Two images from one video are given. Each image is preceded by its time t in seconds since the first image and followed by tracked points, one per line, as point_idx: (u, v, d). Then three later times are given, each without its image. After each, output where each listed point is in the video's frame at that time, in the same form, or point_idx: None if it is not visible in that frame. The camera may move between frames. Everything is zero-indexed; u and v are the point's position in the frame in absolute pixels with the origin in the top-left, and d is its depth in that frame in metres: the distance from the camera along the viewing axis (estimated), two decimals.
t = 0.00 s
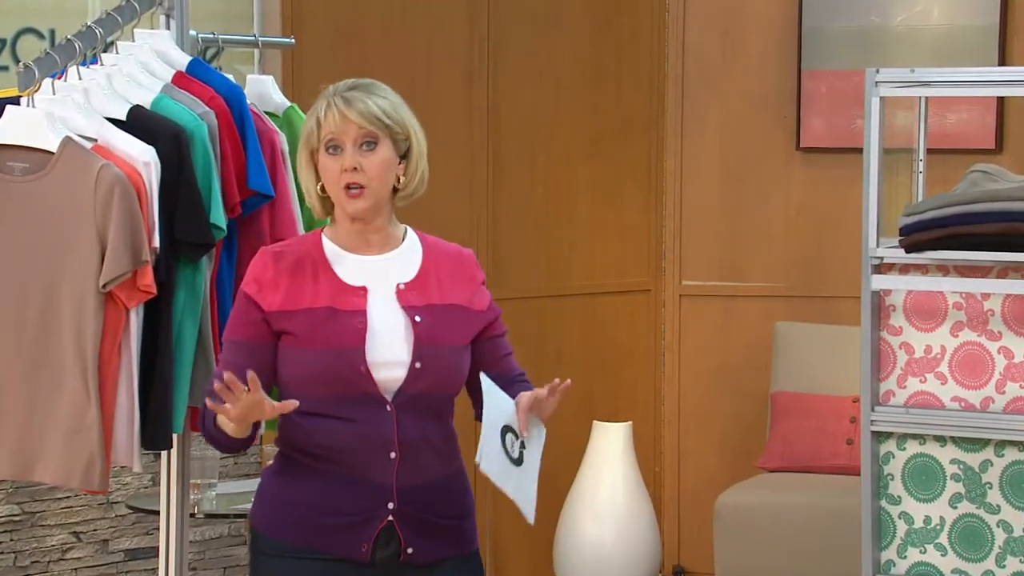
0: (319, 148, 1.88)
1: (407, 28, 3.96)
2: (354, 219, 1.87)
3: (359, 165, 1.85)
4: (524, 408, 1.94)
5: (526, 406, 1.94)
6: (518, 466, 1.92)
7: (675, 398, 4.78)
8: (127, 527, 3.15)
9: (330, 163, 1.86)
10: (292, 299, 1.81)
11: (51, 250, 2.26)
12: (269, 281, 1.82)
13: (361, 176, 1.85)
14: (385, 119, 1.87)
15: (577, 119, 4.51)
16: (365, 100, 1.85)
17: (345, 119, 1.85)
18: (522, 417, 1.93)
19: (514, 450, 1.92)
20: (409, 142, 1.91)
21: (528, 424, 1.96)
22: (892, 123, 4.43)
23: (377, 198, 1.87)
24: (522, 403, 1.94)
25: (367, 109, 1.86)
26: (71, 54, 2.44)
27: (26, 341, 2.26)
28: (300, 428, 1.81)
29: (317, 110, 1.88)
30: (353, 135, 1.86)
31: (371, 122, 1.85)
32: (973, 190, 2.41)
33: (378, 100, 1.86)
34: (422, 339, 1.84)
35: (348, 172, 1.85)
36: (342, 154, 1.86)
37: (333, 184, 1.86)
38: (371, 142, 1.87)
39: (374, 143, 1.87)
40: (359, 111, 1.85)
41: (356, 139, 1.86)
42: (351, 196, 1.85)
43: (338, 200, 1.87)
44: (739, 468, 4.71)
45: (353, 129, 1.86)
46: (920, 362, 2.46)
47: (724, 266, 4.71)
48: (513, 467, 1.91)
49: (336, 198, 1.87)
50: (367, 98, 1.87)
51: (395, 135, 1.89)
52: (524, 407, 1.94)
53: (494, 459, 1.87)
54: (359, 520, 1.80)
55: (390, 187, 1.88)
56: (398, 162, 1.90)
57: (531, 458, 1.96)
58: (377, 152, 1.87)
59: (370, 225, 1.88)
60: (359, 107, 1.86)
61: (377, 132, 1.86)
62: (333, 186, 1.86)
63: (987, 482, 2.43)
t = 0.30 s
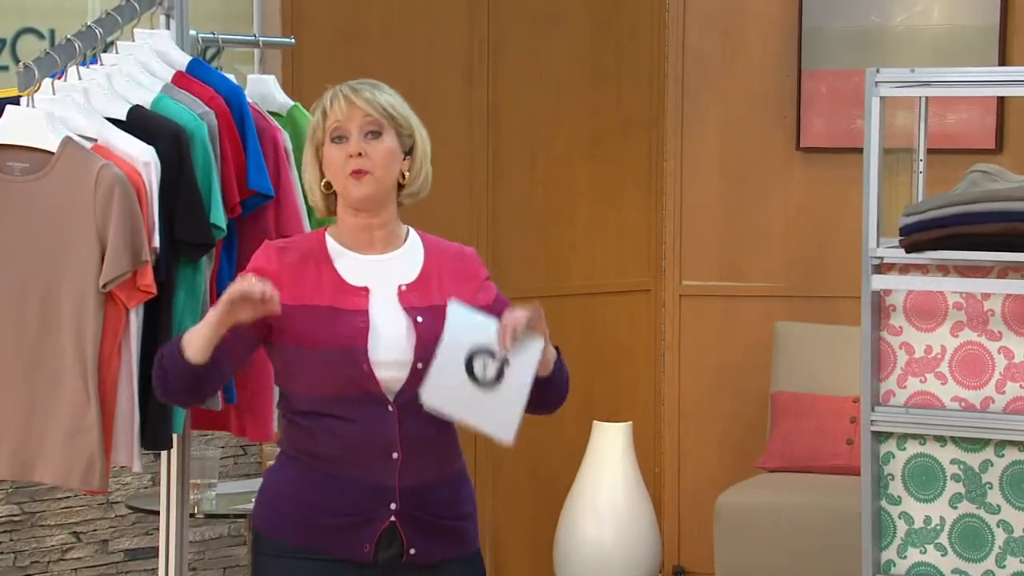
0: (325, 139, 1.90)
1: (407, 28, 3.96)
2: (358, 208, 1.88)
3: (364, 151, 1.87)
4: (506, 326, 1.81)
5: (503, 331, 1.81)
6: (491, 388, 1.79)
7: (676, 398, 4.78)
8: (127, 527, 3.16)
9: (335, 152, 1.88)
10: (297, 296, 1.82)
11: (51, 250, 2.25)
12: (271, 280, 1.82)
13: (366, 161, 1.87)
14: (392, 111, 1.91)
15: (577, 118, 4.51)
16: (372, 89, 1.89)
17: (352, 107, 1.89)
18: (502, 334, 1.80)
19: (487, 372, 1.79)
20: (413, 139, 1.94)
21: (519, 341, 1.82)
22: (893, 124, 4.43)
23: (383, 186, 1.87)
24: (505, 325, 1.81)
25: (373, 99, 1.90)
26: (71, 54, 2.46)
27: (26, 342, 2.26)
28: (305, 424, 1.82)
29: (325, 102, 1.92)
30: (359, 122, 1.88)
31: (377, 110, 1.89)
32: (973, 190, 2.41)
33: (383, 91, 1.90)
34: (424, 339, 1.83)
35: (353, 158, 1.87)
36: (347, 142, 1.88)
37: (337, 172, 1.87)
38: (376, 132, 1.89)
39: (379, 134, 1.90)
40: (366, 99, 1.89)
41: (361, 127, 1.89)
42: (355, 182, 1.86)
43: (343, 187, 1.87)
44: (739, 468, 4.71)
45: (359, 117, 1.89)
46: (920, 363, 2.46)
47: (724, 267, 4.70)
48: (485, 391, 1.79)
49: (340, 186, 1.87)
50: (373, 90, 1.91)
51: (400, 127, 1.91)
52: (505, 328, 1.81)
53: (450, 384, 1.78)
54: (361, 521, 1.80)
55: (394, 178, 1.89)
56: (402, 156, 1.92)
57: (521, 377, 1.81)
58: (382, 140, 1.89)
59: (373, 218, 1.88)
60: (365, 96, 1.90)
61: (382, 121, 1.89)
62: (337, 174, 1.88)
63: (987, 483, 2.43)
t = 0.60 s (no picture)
0: (336, 137, 1.90)
1: (407, 27, 3.96)
2: (357, 211, 1.87)
3: (370, 158, 1.86)
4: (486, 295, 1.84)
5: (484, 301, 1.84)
6: (460, 344, 1.81)
7: (676, 398, 4.78)
8: (127, 527, 3.16)
9: (342, 153, 1.88)
10: (297, 297, 1.81)
11: (51, 249, 2.25)
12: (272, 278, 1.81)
13: (368, 167, 1.86)
14: (407, 122, 1.89)
15: (577, 118, 4.51)
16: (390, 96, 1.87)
17: (367, 111, 1.87)
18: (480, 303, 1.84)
19: (456, 329, 1.82)
20: (426, 152, 1.92)
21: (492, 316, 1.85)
22: (893, 124, 4.43)
23: (381, 194, 1.86)
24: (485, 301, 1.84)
25: (390, 107, 1.88)
26: (70, 54, 2.46)
27: (25, 341, 2.26)
28: (305, 422, 1.82)
29: (345, 100, 1.91)
30: (370, 128, 1.87)
31: (391, 119, 1.87)
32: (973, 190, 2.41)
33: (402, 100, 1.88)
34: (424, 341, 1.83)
35: (356, 163, 1.86)
36: (356, 145, 1.87)
37: (340, 174, 1.87)
38: (387, 141, 1.88)
39: (390, 142, 1.88)
40: (382, 106, 1.87)
41: (372, 133, 1.87)
42: (353, 186, 1.85)
43: (342, 187, 1.87)
44: (739, 468, 4.71)
45: (372, 122, 1.87)
46: (920, 363, 2.46)
47: (724, 267, 4.70)
48: (451, 345, 1.80)
49: (341, 188, 1.87)
50: (394, 97, 1.89)
51: (412, 139, 1.90)
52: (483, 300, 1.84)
53: (421, 327, 1.79)
54: (360, 520, 1.80)
55: (396, 189, 1.88)
56: (410, 168, 1.91)
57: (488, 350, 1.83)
58: (390, 150, 1.87)
59: (373, 220, 1.87)
60: (383, 103, 1.88)
61: (394, 131, 1.88)
62: (340, 175, 1.87)
63: (987, 483, 2.43)
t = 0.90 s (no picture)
0: (347, 142, 1.88)
1: (407, 27, 3.96)
2: (364, 219, 1.86)
3: (379, 169, 1.84)
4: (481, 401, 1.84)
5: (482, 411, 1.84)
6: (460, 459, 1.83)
7: (675, 398, 4.78)
8: (127, 527, 3.16)
9: (352, 160, 1.86)
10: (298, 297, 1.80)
11: (51, 249, 2.25)
12: (274, 279, 1.81)
13: (377, 178, 1.84)
14: (418, 131, 1.87)
15: (577, 118, 4.51)
16: (401, 106, 1.85)
17: (378, 120, 1.85)
18: (480, 413, 1.83)
19: (457, 442, 1.82)
20: (435, 159, 1.91)
21: (490, 420, 1.86)
22: (893, 124, 4.43)
23: (389, 203, 1.85)
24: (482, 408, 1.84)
25: (401, 116, 1.85)
26: (70, 54, 2.45)
27: (25, 340, 2.26)
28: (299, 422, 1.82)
29: (357, 104, 1.88)
30: (381, 137, 1.85)
31: (402, 129, 1.85)
32: (973, 190, 2.41)
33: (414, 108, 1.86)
34: (423, 344, 1.84)
35: (365, 173, 1.84)
36: (366, 154, 1.86)
37: (349, 182, 1.85)
38: (397, 150, 1.86)
39: (400, 151, 1.86)
40: (394, 115, 1.85)
41: (383, 142, 1.85)
42: (361, 196, 1.85)
43: (350, 196, 1.86)
44: (739, 469, 4.71)
45: (383, 131, 1.85)
46: (920, 363, 2.46)
47: (724, 267, 4.70)
48: (450, 460, 1.82)
49: (349, 195, 1.86)
50: (406, 104, 1.87)
51: (422, 148, 1.88)
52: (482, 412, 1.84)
53: (426, 454, 1.79)
54: (357, 520, 1.79)
55: (404, 198, 1.87)
56: (420, 176, 1.89)
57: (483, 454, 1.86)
58: (400, 160, 1.86)
59: (379, 225, 1.87)
60: (394, 112, 1.85)
61: (404, 141, 1.86)
62: (349, 183, 1.86)
63: (987, 483, 2.43)
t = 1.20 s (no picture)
0: (350, 140, 1.88)
1: (407, 27, 3.96)
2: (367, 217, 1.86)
3: (383, 165, 1.85)
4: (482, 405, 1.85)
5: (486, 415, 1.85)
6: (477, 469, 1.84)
7: (675, 398, 4.78)
8: (127, 527, 3.15)
9: (355, 157, 1.86)
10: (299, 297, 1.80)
11: (52, 249, 2.25)
12: (275, 279, 1.81)
13: (381, 175, 1.84)
14: (422, 128, 1.88)
15: (577, 118, 4.51)
16: (405, 102, 1.86)
17: (382, 117, 1.86)
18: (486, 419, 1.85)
19: (470, 454, 1.84)
20: (438, 157, 1.91)
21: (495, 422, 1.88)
22: (893, 124, 4.43)
23: (393, 200, 1.86)
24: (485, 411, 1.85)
25: (405, 112, 1.86)
26: (70, 54, 2.45)
27: (25, 339, 2.26)
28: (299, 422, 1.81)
29: (359, 102, 1.89)
30: (385, 133, 1.86)
31: (406, 125, 1.86)
32: (973, 190, 2.41)
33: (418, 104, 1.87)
34: (423, 346, 1.83)
35: (370, 169, 1.84)
36: (370, 150, 1.86)
37: (353, 179, 1.86)
38: (401, 147, 1.87)
39: (404, 148, 1.87)
40: (398, 112, 1.86)
41: (387, 139, 1.86)
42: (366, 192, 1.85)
43: (354, 193, 1.86)
44: (739, 469, 4.71)
45: (387, 128, 1.86)
46: (920, 363, 2.46)
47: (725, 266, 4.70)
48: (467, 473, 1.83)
49: (353, 192, 1.86)
50: (410, 101, 1.88)
51: (426, 145, 1.89)
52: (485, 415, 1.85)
53: (442, 475, 1.80)
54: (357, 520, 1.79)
55: (408, 195, 1.87)
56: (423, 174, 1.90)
57: (496, 456, 1.88)
58: (404, 157, 1.86)
59: (382, 223, 1.87)
60: (398, 108, 1.86)
61: (409, 137, 1.86)
62: (352, 180, 1.86)
63: (987, 483, 2.43)
